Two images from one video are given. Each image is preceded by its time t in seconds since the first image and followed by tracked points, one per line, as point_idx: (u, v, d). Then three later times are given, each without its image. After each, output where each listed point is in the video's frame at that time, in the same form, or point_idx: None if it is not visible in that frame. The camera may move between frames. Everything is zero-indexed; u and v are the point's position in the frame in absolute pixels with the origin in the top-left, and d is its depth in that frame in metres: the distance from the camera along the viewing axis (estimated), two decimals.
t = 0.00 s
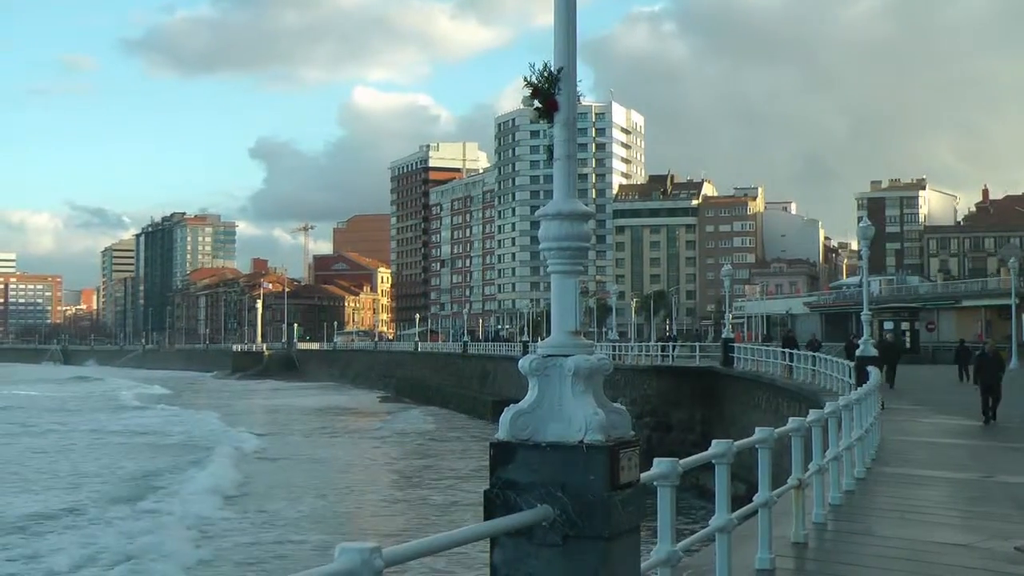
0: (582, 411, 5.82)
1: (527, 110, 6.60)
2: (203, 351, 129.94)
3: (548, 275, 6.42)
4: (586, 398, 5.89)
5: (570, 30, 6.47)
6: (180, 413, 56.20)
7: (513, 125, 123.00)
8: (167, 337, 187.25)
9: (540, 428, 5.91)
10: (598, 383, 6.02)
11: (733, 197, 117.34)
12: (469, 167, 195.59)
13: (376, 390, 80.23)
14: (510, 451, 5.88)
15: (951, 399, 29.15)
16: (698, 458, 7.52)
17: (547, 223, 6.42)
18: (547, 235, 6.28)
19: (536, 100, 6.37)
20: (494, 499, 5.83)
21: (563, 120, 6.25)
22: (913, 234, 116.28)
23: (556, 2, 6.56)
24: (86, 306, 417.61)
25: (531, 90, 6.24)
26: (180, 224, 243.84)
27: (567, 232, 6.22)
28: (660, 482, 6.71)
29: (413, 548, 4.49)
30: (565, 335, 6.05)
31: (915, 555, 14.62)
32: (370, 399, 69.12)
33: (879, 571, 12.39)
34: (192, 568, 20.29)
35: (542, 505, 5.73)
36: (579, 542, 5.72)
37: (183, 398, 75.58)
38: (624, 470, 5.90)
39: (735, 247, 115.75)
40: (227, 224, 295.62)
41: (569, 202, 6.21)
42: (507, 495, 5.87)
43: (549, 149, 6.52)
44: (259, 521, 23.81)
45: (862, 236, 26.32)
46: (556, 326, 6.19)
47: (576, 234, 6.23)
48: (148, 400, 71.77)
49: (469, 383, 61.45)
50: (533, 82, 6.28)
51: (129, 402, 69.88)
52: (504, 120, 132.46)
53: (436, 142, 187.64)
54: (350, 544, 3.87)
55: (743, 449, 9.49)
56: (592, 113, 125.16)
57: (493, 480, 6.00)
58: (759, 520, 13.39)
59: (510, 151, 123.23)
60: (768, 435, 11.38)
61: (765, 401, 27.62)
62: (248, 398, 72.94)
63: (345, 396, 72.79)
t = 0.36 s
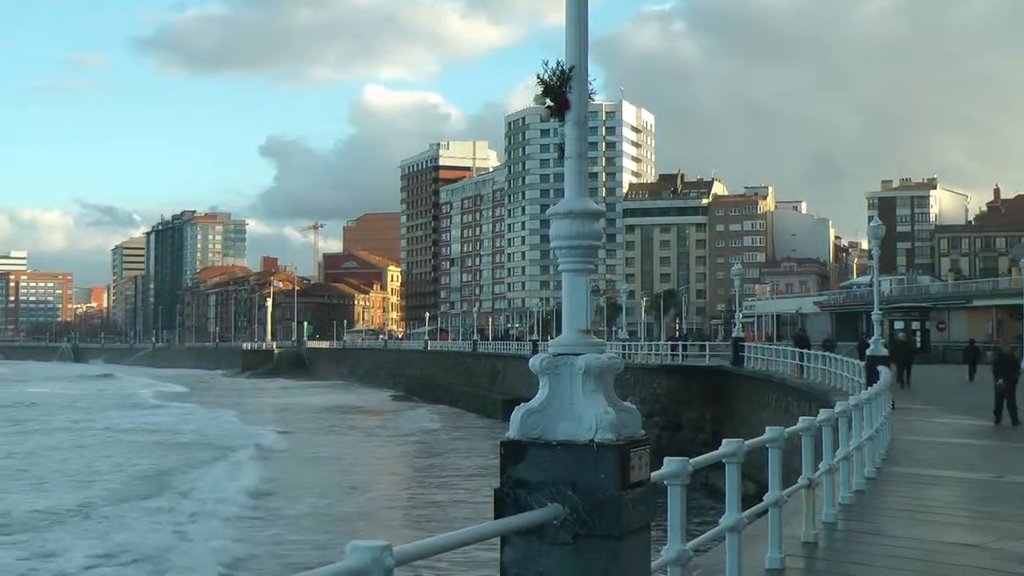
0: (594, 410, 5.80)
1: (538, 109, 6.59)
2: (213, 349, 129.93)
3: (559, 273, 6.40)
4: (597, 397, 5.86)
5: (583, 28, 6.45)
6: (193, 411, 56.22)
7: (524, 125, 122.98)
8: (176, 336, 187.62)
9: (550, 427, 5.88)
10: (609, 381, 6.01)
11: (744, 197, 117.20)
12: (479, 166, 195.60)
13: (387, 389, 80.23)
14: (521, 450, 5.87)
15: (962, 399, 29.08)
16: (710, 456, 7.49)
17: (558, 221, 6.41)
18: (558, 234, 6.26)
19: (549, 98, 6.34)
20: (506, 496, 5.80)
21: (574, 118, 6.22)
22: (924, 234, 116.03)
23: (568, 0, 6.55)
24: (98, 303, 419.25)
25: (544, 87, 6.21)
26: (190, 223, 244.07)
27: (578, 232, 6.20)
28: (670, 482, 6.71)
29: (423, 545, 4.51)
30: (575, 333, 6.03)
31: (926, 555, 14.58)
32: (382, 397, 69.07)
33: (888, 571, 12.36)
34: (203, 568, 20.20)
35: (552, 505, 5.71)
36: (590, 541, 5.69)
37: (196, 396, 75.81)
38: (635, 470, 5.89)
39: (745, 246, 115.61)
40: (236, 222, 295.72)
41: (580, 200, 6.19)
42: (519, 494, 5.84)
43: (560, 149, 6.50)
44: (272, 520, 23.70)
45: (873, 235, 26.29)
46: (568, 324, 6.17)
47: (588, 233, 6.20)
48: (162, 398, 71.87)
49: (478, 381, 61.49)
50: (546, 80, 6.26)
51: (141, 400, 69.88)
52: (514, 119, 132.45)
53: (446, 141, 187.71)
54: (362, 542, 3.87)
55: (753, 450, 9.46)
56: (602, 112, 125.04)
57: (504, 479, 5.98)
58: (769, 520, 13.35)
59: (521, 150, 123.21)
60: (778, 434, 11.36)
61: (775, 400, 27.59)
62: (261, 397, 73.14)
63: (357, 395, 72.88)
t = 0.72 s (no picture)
0: (604, 407, 5.79)
1: (546, 108, 6.58)
2: (221, 347, 129.97)
3: (567, 270, 6.39)
4: (607, 395, 5.85)
5: (591, 27, 6.44)
6: (203, 410, 56.26)
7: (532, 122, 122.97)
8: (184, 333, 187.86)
9: (560, 424, 5.88)
10: (618, 378, 6.00)
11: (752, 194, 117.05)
12: (487, 163, 195.56)
13: (396, 386, 80.28)
14: (531, 448, 5.87)
15: (971, 398, 29.02)
16: (718, 456, 7.49)
17: (567, 217, 6.39)
18: (567, 232, 6.24)
19: (557, 95, 6.32)
20: (515, 496, 5.81)
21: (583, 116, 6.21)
22: (932, 231, 115.81)
23: None
24: (106, 300, 420.15)
25: (552, 85, 6.18)
26: (198, 221, 244.18)
27: (587, 231, 6.18)
28: (680, 480, 6.70)
29: (430, 544, 4.53)
30: (583, 332, 6.02)
31: (937, 553, 14.57)
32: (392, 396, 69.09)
33: (896, 569, 12.34)
34: (212, 568, 20.12)
35: (561, 501, 5.71)
36: (600, 539, 5.69)
37: (205, 395, 75.94)
38: (644, 467, 5.89)
39: (754, 243, 115.42)
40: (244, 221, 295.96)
41: (589, 198, 6.17)
42: (527, 492, 5.85)
43: (568, 147, 6.48)
44: (280, 519, 23.63)
45: (882, 233, 26.25)
46: (576, 323, 6.15)
47: (597, 231, 6.19)
48: (173, 397, 71.93)
49: (486, 379, 61.56)
50: (553, 78, 6.24)
51: (152, 398, 69.93)
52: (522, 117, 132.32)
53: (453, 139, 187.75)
54: (371, 542, 3.90)
55: (762, 448, 9.42)
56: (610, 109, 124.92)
57: (512, 478, 5.98)
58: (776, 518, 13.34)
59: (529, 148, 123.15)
60: (787, 432, 11.33)
61: (784, 398, 27.54)
62: (270, 395, 73.14)
63: (366, 393, 72.87)
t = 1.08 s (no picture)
0: (613, 406, 5.77)
1: (554, 104, 6.53)
2: (229, 347, 130.00)
3: (576, 268, 6.36)
4: (614, 393, 5.84)
5: (599, 27, 6.38)
6: (213, 409, 56.27)
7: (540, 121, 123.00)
8: (192, 333, 188.03)
9: (569, 422, 5.86)
10: (627, 375, 5.99)
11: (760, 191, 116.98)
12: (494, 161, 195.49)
13: (404, 385, 80.24)
14: (539, 447, 5.85)
15: (980, 395, 28.95)
16: (724, 453, 7.49)
17: (576, 215, 6.35)
18: (576, 230, 6.20)
19: (565, 93, 6.27)
20: (524, 494, 5.81)
21: (592, 114, 6.17)
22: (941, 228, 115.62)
23: None
24: (115, 299, 420.75)
25: (560, 84, 6.14)
26: (206, 220, 244.37)
27: (594, 229, 6.15)
28: (689, 479, 6.71)
29: (443, 542, 4.55)
30: (592, 330, 5.99)
31: (948, 551, 14.55)
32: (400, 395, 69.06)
33: (908, 567, 12.30)
34: (222, 569, 20.07)
35: (569, 502, 5.71)
36: (610, 537, 5.70)
37: (215, 393, 75.98)
38: (653, 465, 5.89)
39: (761, 241, 115.31)
40: (252, 220, 295.98)
41: (598, 196, 6.13)
42: (536, 490, 5.86)
43: (575, 146, 6.44)
44: (289, 519, 23.57)
45: (890, 230, 26.19)
46: (585, 320, 6.12)
47: (604, 229, 6.15)
48: (183, 396, 71.92)
49: (495, 378, 61.56)
50: (560, 76, 6.20)
51: (162, 398, 69.92)
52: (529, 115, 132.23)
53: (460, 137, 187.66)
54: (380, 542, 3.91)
55: (770, 445, 9.44)
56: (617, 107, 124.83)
57: (522, 475, 5.97)
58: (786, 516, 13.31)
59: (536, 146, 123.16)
60: (797, 428, 11.30)
61: (793, 395, 27.48)
62: (280, 394, 73.15)
63: (375, 392, 72.83)
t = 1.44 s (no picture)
0: (625, 405, 5.74)
1: (564, 104, 6.55)
2: (241, 347, 130.15)
3: (587, 267, 6.34)
4: (628, 391, 5.81)
5: (610, 25, 6.41)
6: (227, 408, 56.34)
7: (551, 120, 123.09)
8: (204, 333, 188.30)
9: (581, 422, 5.84)
10: (639, 373, 5.96)
11: (771, 189, 117.06)
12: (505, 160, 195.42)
13: (416, 384, 80.22)
14: (552, 446, 5.83)
15: (994, 392, 28.87)
16: (736, 452, 7.48)
17: (588, 214, 6.35)
18: (588, 228, 6.20)
19: (577, 90, 6.28)
20: (537, 492, 5.78)
21: (603, 112, 6.18)
22: (954, 225, 115.28)
23: None
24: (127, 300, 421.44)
25: (571, 82, 6.16)
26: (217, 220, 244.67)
27: (606, 226, 6.15)
28: (702, 477, 6.70)
29: (460, 540, 4.58)
30: (603, 328, 5.98)
31: (963, 548, 14.48)
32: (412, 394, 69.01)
33: (926, 565, 12.19)
34: (238, 568, 20.04)
35: (583, 500, 5.70)
36: (622, 535, 5.68)
37: (229, 393, 76.11)
38: (665, 463, 5.86)
39: (774, 239, 115.25)
40: (263, 220, 296.37)
41: (610, 194, 6.14)
42: (550, 489, 5.83)
43: (586, 143, 6.44)
44: (303, 519, 23.53)
45: (902, 227, 26.13)
46: (597, 318, 6.10)
47: (616, 228, 6.15)
48: (197, 396, 72.05)
49: (508, 377, 61.53)
50: (571, 76, 6.23)
51: (175, 398, 69.98)
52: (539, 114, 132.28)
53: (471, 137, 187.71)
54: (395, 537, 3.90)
55: (782, 442, 9.43)
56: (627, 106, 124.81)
57: (535, 473, 5.95)
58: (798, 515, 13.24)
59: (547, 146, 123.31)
60: (810, 428, 11.24)
61: (805, 393, 27.44)
62: (293, 393, 73.21)
63: (388, 391, 72.84)
